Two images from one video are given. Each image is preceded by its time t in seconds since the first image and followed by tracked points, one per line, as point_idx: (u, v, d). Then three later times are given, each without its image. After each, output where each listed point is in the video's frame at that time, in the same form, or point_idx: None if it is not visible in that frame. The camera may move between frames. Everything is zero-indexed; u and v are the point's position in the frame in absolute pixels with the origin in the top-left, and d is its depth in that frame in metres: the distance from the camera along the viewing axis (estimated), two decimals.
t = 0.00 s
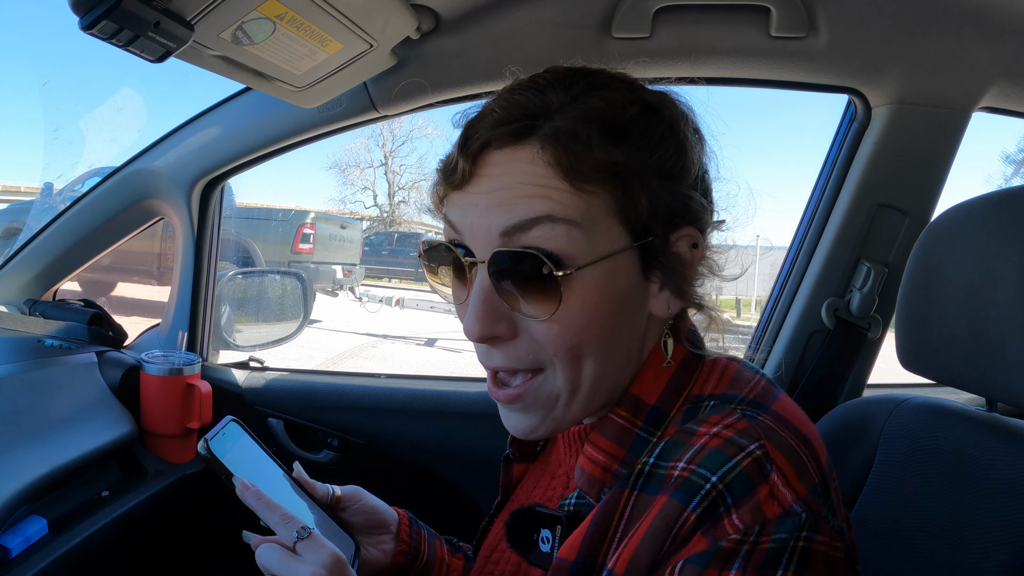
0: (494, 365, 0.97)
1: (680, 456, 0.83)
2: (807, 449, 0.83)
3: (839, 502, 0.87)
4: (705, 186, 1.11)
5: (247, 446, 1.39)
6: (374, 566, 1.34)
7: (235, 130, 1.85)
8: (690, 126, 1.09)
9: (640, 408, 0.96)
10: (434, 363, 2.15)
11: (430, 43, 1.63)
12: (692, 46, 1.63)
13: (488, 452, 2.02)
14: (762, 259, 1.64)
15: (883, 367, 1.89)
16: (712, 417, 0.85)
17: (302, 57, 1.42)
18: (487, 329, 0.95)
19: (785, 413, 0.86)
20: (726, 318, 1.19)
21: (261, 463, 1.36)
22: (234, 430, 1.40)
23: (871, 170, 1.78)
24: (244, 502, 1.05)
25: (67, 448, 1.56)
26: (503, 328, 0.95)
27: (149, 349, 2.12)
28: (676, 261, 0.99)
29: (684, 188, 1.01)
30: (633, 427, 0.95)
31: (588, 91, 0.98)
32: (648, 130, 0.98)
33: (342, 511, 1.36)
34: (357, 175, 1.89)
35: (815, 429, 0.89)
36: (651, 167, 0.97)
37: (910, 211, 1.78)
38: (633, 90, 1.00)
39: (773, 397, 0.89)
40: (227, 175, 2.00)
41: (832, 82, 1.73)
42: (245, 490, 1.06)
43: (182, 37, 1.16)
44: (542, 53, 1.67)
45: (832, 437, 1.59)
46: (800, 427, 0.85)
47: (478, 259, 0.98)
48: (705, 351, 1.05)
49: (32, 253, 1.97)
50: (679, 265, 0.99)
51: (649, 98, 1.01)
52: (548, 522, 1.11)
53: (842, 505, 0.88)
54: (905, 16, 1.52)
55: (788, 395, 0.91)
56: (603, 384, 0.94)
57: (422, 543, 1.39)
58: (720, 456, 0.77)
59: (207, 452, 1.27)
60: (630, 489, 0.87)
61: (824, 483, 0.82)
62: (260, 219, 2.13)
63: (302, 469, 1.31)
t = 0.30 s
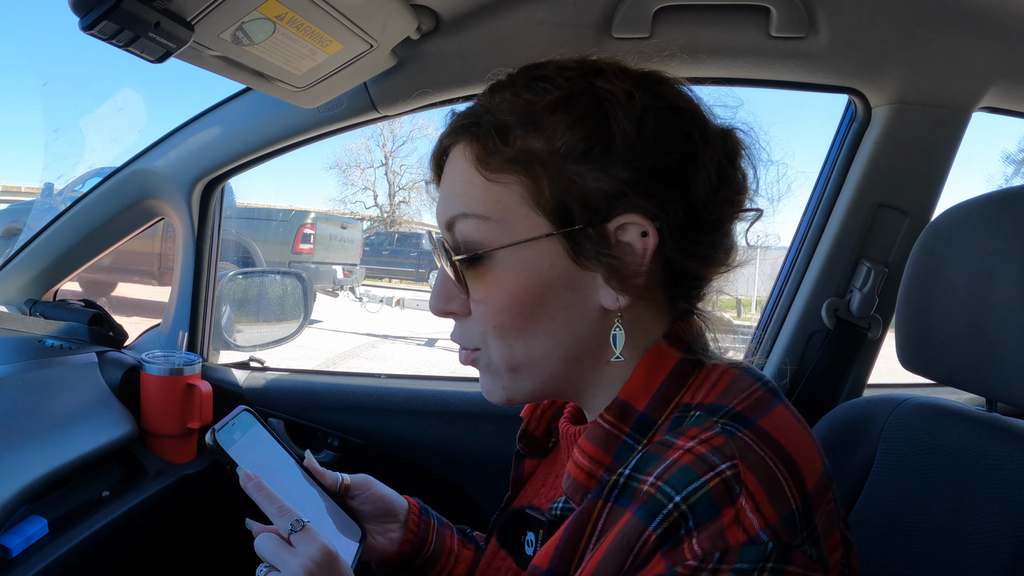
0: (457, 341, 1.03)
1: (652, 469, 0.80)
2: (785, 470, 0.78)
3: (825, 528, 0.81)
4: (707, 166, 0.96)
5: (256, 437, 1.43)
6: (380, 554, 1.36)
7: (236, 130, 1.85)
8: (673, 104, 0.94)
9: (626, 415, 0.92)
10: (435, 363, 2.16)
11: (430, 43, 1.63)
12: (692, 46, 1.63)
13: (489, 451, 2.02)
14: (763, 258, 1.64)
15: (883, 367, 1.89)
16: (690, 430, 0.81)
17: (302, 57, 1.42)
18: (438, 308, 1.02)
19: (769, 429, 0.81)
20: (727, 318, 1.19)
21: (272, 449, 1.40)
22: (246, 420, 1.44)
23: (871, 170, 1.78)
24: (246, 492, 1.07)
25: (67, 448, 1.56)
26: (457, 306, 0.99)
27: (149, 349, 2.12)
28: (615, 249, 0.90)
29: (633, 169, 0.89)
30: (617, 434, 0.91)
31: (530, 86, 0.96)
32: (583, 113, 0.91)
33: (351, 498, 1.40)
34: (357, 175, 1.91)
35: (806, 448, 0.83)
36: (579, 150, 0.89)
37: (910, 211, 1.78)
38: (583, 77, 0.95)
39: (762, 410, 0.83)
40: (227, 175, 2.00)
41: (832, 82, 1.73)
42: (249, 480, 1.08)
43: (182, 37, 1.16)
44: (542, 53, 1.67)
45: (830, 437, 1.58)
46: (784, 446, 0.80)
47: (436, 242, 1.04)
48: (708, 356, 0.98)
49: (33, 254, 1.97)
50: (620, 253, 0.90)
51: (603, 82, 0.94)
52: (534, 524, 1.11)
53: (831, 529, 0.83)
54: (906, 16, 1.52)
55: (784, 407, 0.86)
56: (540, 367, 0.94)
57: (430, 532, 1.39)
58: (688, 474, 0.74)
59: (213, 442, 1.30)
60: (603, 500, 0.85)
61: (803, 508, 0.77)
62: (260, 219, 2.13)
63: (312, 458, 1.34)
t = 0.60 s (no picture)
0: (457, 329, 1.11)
1: (597, 489, 0.78)
2: (736, 502, 0.71)
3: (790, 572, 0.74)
4: (686, 150, 0.85)
5: (276, 421, 1.48)
6: (397, 545, 1.36)
7: (235, 130, 1.85)
8: (640, 82, 0.87)
9: (602, 425, 0.89)
10: (435, 363, 2.17)
11: (430, 43, 1.63)
12: (692, 46, 1.63)
13: (489, 451, 2.03)
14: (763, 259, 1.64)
15: (883, 367, 1.90)
16: (645, 448, 0.78)
17: (302, 57, 1.42)
18: (438, 293, 1.11)
19: (734, 455, 0.75)
20: (727, 319, 1.15)
21: (288, 436, 1.44)
22: (268, 406, 1.50)
23: (870, 170, 1.78)
24: (254, 477, 1.08)
25: (67, 448, 1.56)
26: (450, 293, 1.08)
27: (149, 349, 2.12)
28: (558, 238, 0.88)
29: (575, 152, 0.85)
30: (593, 444, 0.89)
31: (498, 77, 0.96)
32: (530, 97, 0.89)
33: (371, 488, 1.43)
34: (358, 175, 1.91)
35: (778, 479, 0.76)
36: (523, 136, 0.88)
37: (910, 210, 1.78)
38: (546, 64, 0.92)
39: (735, 431, 0.77)
40: (227, 175, 2.00)
41: (832, 82, 1.73)
42: (257, 464, 1.09)
43: (182, 37, 1.16)
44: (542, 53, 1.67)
45: (829, 438, 1.57)
46: (744, 475, 0.74)
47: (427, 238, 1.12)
48: (708, 364, 0.92)
49: (33, 253, 1.97)
50: (564, 242, 0.88)
51: (564, 66, 0.90)
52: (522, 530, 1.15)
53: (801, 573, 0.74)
54: (906, 15, 1.52)
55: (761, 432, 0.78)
56: (509, 358, 0.97)
57: (449, 528, 1.38)
58: (620, 499, 0.73)
59: (229, 426, 1.36)
60: (555, 518, 0.82)
61: (754, 550, 0.70)
62: (260, 219, 2.12)
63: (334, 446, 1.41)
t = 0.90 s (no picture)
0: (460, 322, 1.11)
1: (612, 493, 0.79)
2: (752, 509, 0.71)
3: None
4: (710, 158, 0.85)
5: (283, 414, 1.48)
6: (400, 541, 1.36)
7: (236, 130, 1.85)
8: (670, 87, 0.87)
9: (613, 427, 0.89)
10: (435, 363, 2.17)
11: (430, 43, 1.63)
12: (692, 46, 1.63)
13: (490, 451, 2.03)
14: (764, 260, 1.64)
15: (884, 367, 1.90)
16: (660, 453, 0.78)
17: (303, 56, 1.42)
18: (443, 286, 1.11)
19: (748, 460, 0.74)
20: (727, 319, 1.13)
21: (294, 431, 1.44)
22: (273, 400, 1.49)
23: (871, 169, 1.78)
24: (260, 468, 1.08)
25: (67, 448, 1.56)
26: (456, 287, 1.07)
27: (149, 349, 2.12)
28: (577, 239, 0.88)
29: (600, 153, 0.85)
30: (604, 446, 0.89)
31: (525, 72, 0.96)
32: (558, 95, 0.89)
33: (375, 484, 1.43)
34: (358, 175, 1.93)
35: (793, 485, 0.75)
36: (548, 134, 0.88)
37: (911, 211, 1.77)
38: (576, 61, 0.92)
39: (749, 437, 0.77)
40: (228, 175, 2.00)
41: (833, 82, 1.73)
42: (263, 456, 1.09)
43: (183, 36, 1.16)
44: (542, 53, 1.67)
45: (831, 437, 1.57)
46: (760, 481, 0.73)
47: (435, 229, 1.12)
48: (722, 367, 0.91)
49: (34, 254, 1.97)
50: (583, 244, 0.88)
51: (593, 65, 0.90)
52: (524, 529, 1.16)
53: None
54: (906, 15, 1.52)
55: (778, 437, 0.78)
56: (514, 356, 0.97)
57: (453, 524, 1.39)
58: (635, 505, 0.73)
59: (235, 418, 1.34)
60: (567, 521, 0.82)
61: (770, 557, 0.70)
62: (260, 220, 2.12)
63: (339, 440, 1.41)
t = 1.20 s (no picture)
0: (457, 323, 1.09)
1: (621, 491, 0.79)
2: (763, 504, 0.71)
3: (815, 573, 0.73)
4: (712, 155, 0.87)
5: (280, 416, 1.47)
6: (400, 542, 1.36)
7: (236, 130, 1.85)
8: (670, 86, 0.88)
9: (618, 426, 0.89)
10: (435, 363, 2.17)
11: (430, 42, 1.63)
12: (692, 45, 1.62)
13: (491, 452, 2.02)
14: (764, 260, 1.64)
15: (885, 367, 1.89)
16: (668, 450, 0.78)
17: (303, 55, 1.42)
18: (441, 289, 1.09)
19: (757, 457, 0.74)
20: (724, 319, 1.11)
21: (293, 432, 1.44)
22: (271, 400, 1.48)
23: (871, 168, 1.78)
24: (259, 468, 1.07)
25: (67, 447, 1.56)
26: (455, 287, 1.06)
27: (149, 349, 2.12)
28: (582, 236, 0.88)
29: (605, 150, 0.86)
30: (609, 446, 0.89)
31: (526, 71, 0.97)
32: (561, 93, 0.89)
33: (373, 484, 1.43)
34: (358, 176, 1.92)
35: (802, 481, 0.75)
36: (552, 131, 0.89)
37: (911, 210, 1.77)
38: (575, 61, 0.93)
39: (756, 433, 0.76)
40: (228, 174, 2.00)
41: (833, 81, 1.73)
42: (262, 455, 1.08)
43: (183, 35, 1.16)
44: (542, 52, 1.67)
45: (832, 436, 1.57)
46: (769, 477, 0.73)
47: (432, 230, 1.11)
48: (723, 364, 0.91)
49: (33, 253, 1.97)
50: (588, 240, 0.88)
51: (595, 64, 0.91)
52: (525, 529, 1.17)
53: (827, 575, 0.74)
54: (906, 14, 1.52)
55: (785, 432, 0.78)
56: (516, 355, 0.96)
57: (453, 524, 1.39)
58: (647, 503, 0.73)
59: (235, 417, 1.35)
60: (575, 519, 0.82)
61: (781, 551, 0.70)
62: (260, 219, 2.12)
63: (338, 441, 1.41)
